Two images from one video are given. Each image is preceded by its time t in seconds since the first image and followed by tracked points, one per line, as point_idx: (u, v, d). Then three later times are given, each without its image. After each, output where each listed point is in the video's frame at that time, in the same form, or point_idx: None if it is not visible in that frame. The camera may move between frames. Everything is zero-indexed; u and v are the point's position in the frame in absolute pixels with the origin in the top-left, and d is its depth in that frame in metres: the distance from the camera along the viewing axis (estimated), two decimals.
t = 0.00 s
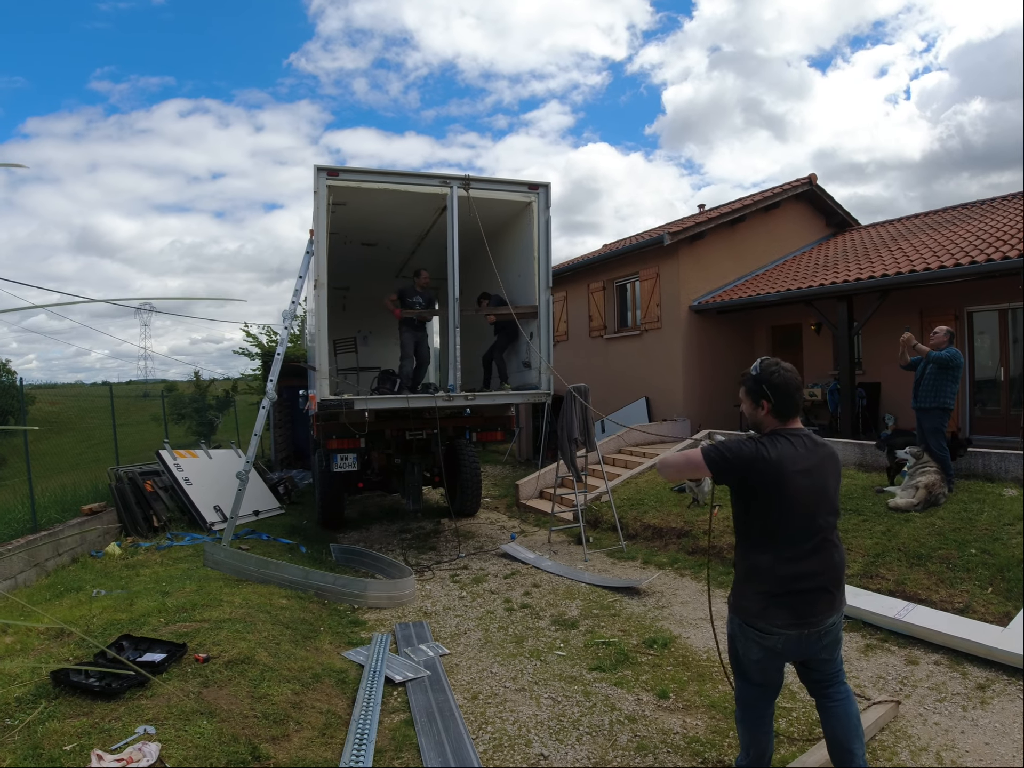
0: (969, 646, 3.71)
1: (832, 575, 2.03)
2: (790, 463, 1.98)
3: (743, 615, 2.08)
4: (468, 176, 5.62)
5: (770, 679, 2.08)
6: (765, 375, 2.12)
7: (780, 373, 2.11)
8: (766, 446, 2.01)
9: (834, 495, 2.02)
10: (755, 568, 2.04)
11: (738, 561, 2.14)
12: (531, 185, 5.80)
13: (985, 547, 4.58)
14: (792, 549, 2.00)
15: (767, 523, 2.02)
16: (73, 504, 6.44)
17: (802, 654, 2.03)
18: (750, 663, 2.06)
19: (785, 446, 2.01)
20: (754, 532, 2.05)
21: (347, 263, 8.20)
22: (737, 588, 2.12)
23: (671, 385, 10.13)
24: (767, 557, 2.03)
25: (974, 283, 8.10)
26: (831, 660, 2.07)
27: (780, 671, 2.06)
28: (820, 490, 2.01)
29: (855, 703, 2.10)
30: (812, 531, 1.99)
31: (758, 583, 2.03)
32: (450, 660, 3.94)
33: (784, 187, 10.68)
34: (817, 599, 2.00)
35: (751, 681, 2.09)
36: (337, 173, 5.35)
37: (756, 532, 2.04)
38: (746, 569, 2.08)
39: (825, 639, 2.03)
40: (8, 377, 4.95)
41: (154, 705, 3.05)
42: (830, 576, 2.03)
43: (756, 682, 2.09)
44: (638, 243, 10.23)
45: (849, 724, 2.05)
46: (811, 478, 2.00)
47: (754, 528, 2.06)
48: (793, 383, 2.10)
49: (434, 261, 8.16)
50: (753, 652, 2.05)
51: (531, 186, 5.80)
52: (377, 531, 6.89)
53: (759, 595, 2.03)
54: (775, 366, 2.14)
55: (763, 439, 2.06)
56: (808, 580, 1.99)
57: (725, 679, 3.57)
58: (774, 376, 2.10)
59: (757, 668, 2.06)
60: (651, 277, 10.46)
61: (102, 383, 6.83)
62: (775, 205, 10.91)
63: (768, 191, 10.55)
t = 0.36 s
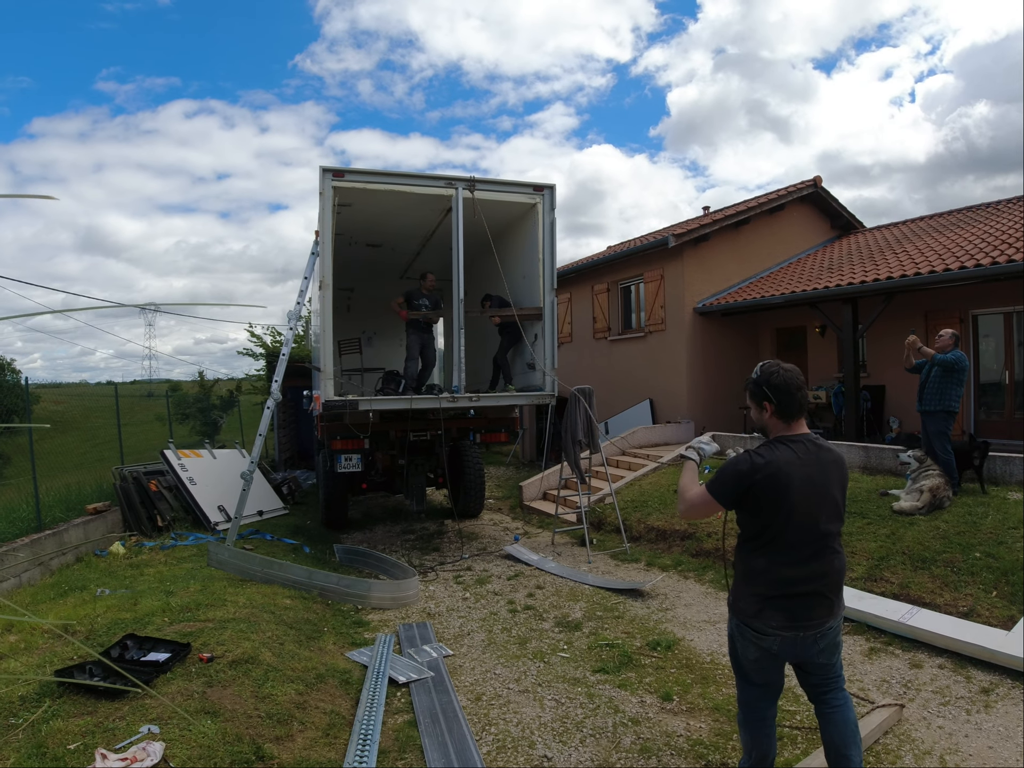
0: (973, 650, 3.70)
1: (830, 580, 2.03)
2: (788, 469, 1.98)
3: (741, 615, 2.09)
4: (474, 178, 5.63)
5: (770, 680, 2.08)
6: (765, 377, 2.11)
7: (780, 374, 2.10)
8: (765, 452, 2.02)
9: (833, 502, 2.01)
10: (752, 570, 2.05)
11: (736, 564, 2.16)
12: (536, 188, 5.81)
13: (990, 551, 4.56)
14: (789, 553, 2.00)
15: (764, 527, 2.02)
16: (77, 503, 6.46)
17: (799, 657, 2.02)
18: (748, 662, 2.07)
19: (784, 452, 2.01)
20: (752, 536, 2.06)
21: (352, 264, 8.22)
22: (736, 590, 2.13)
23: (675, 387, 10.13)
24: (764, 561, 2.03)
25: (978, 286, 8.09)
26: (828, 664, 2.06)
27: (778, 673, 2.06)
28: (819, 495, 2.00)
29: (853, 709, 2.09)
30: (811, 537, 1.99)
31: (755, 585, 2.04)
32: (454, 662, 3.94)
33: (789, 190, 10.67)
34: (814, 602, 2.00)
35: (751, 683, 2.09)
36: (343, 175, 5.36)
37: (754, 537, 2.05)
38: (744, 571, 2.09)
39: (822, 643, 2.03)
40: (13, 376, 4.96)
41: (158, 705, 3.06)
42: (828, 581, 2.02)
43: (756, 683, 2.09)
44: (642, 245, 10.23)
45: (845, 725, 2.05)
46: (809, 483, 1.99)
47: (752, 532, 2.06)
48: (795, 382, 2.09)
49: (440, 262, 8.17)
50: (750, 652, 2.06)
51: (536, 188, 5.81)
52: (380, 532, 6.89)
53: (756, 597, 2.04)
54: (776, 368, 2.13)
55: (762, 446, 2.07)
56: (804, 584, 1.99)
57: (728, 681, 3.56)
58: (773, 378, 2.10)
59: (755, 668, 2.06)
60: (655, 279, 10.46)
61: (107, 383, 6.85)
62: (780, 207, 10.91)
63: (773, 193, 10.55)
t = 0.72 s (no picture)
0: (975, 653, 3.69)
1: (859, 593, 1.99)
2: (818, 476, 1.94)
3: (763, 622, 2.08)
4: (477, 180, 5.63)
5: (788, 688, 2.07)
6: (800, 377, 2.11)
7: (814, 374, 2.10)
8: (796, 457, 1.98)
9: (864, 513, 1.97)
10: (777, 578, 2.03)
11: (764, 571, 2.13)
12: (539, 190, 5.82)
13: (993, 554, 4.55)
14: (817, 563, 1.96)
15: (791, 535, 1.99)
16: (80, 503, 6.48)
17: (823, 669, 2.00)
18: (768, 670, 2.06)
19: (815, 457, 1.97)
20: (779, 542, 2.03)
21: (355, 266, 8.23)
22: (762, 598, 2.11)
23: (677, 390, 10.13)
24: (789, 569, 2.01)
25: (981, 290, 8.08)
26: (852, 681, 2.02)
27: (798, 683, 2.04)
28: (851, 506, 1.96)
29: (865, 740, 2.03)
30: (840, 547, 1.95)
31: (779, 593, 2.02)
32: (456, 663, 3.94)
33: (792, 193, 10.67)
34: (840, 614, 1.97)
35: (769, 690, 2.09)
36: (346, 177, 5.37)
37: (781, 542, 2.02)
38: (769, 578, 2.07)
39: (848, 658, 1.99)
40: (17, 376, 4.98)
41: (160, 705, 3.07)
42: (857, 593, 1.98)
43: (774, 691, 2.09)
44: (645, 247, 10.24)
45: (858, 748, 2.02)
46: (839, 492, 1.95)
47: (780, 538, 2.04)
48: (829, 383, 2.08)
49: (443, 264, 8.18)
50: (770, 659, 2.05)
51: (539, 190, 5.82)
52: (382, 533, 6.90)
53: (779, 605, 2.02)
54: (810, 369, 2.13)
55: (795, 449, 2.03)
56: (830, 595, 1.96)
57: (731, 684, 3.56)
58: (808, 378, 2.09)
59: (774, 676, 2.05)
60: (658, 281, 10.46)
61: (110, 383, 6.87)
62: (784, 210, 10.90)
63: (776, 196, 10.54)
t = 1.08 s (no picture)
0: (976, 657, 3.68)
1: (893, 605, 1.95)
2: (848, 482, 1.92)
3: (789, 633, 2.04)
4: (478, 183, 5.64)
5: (808, 699, 2.05)
6: (842, 378, 2.07)
7: (857, 376, 2.04)
8: (825, 462, 1.96)
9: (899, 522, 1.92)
10: (806, 588, 2.01)
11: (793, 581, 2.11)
12: (540, 192, 5.82)
13: (994, 558, 4.54)
14: (847, 573, 1.93)
15: (821, 544, 1.97)
16: (80, 503, 6.49)
17: (852, 680, 1.98)
18: (792, 680, 2.03)
19: (846, 461, 1.95)
20: (809, 551, 2.01)
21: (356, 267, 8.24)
22: (789, 608, 2.08)
23: (678, 392, 10.13)
24: (818, 579, 1.99)
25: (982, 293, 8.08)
26: (875, 693, 2.01)
27: (821, 694, 2.02)
28: (885, 515, 1.92)
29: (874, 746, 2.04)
30: (872, 557, 1.91)
31: (808, 605, 1.99)
32: (455, 666, 3.94)
33: (794, 196, 10.67)
34: (872, 627, 1.94)
35: (788, 700, 2.06)
36: (348, 179, 5.37)
37: (812, 552, 2.00)
38: (796, 588, 2.04)
39: (877, 669, 1.97)
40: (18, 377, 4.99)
41: (159, 706, 3.06)
42: (890, 605, 1.94)
43: (793, 701, 2.06)
44: (647, 249, 10.24)
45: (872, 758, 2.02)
46: (873, 499, 1.91)
47: (810, 547, 2.02)
48: (872, 387, 2.02)
49: (443, 266, 8.18)
50: (797, 671, 2.01)
51: (539, 193, 5.82)
52: (383, 535, 6.89)
53: (808, 617, 1.99)
54: (855, 371, 2.08)
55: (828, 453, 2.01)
56: (861, 607, 1.93)
57: (731, 688, 3.55)
58: (850, 381, 2.05)
59: (798, 687, 2.02)
60: (659, 283, 10.45)
61: (111, 384, 6.87)
62: (785, 213, 10.91)
63: (778, 198, 10.54)
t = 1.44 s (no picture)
0: (976, 661, 3.67)
1: (903, 613, 1.94)
2: (860, 485, 1.92)
3: (796, 636, 2.04)
4: (479, 186, 5.64)
5: (812, 703, 2.05)
6: (857, 379, 2.08)
7: (872, 378, 2.05)
8: (837, 463, 1.96)
9: (910, 529, 1.91)
10: (814, 592, 2.01)
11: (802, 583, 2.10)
12: (540, 195, 5.82)
13: (994, 562, 4.53)
14: (856, 579, 1.93)
15: (831, 548, 1.97)
16: (80, 504, 6.50)
17: (859, 687, 1.97)
18: (796, 683, 2.03)
19: (858, 463, 1.94)
20: (818, 555, 2.00)
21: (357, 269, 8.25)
22: (796, 611, 2.07)
23: (679, 395, 10.12)
24: (827, 583, 1.98)
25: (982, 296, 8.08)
26: (883, 702, 2.00)
27: (826, 699, 2.01)
28: (896, 521, 1.91)
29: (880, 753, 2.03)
30: (881, 563, 1.90)
31: (816, 608, 1.99)
32: (455, 669, 3.94)
33: (795, 198, 10.68)
34: (881, 635, 1.93)
35: (791, 703, 2.06)
36: (349, 182, 5.38)
37: (821, 555, 2.00)
38: (805, 591, 2.04)
39: (885, 677, 1.96)
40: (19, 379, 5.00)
41: (158, 708, 3.06)
42: (900, 613, 1.93)
43: (797, 705, 2.06)
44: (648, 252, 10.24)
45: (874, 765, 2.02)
46: (884, 504, 1.91)
47: (819, 550, 2.01)
48: (886, 389, 2.02)
49: (444, 268, 8.18)
50: (802, 674, 2.01)
51: (540, 196, 5.83)
52: (383, 537, 6.89)
53: (816, 621, 1.98)
54: (871, 374, 2.08)
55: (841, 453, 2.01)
56: (870, 614, 1.92)
57: (730, 691, 3.55)
58: (864, 382, 2.06)
59: (803, 690, 2.02)
60: (660, 286, 10.45)
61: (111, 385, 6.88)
62: (786, 215, 10.91)
63: (779, 201, 10.55)
